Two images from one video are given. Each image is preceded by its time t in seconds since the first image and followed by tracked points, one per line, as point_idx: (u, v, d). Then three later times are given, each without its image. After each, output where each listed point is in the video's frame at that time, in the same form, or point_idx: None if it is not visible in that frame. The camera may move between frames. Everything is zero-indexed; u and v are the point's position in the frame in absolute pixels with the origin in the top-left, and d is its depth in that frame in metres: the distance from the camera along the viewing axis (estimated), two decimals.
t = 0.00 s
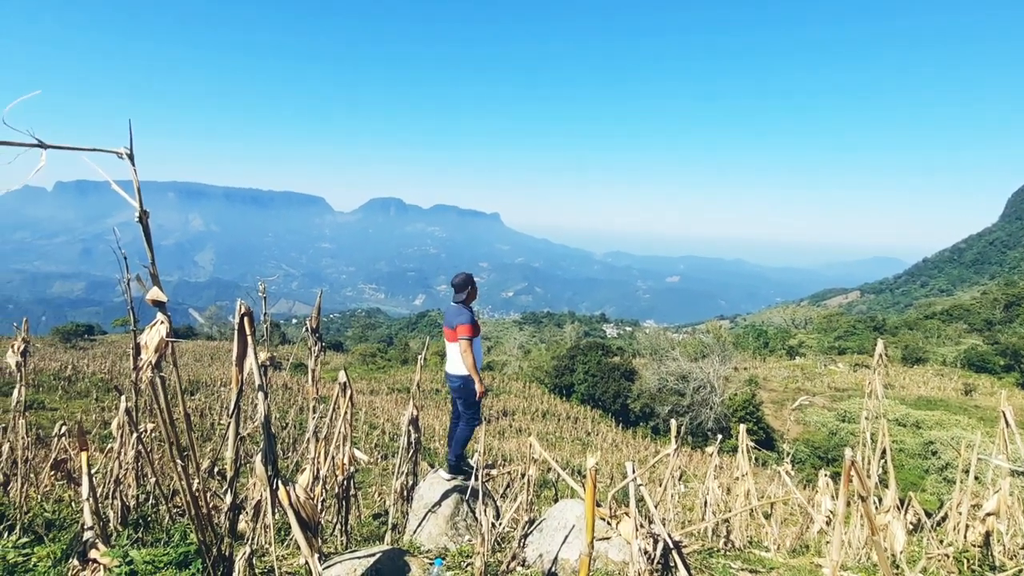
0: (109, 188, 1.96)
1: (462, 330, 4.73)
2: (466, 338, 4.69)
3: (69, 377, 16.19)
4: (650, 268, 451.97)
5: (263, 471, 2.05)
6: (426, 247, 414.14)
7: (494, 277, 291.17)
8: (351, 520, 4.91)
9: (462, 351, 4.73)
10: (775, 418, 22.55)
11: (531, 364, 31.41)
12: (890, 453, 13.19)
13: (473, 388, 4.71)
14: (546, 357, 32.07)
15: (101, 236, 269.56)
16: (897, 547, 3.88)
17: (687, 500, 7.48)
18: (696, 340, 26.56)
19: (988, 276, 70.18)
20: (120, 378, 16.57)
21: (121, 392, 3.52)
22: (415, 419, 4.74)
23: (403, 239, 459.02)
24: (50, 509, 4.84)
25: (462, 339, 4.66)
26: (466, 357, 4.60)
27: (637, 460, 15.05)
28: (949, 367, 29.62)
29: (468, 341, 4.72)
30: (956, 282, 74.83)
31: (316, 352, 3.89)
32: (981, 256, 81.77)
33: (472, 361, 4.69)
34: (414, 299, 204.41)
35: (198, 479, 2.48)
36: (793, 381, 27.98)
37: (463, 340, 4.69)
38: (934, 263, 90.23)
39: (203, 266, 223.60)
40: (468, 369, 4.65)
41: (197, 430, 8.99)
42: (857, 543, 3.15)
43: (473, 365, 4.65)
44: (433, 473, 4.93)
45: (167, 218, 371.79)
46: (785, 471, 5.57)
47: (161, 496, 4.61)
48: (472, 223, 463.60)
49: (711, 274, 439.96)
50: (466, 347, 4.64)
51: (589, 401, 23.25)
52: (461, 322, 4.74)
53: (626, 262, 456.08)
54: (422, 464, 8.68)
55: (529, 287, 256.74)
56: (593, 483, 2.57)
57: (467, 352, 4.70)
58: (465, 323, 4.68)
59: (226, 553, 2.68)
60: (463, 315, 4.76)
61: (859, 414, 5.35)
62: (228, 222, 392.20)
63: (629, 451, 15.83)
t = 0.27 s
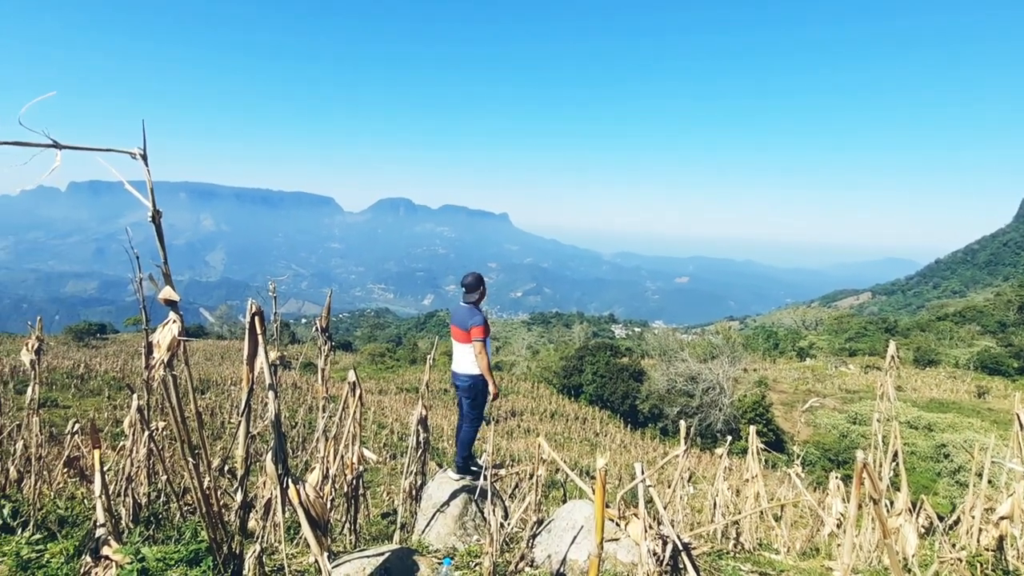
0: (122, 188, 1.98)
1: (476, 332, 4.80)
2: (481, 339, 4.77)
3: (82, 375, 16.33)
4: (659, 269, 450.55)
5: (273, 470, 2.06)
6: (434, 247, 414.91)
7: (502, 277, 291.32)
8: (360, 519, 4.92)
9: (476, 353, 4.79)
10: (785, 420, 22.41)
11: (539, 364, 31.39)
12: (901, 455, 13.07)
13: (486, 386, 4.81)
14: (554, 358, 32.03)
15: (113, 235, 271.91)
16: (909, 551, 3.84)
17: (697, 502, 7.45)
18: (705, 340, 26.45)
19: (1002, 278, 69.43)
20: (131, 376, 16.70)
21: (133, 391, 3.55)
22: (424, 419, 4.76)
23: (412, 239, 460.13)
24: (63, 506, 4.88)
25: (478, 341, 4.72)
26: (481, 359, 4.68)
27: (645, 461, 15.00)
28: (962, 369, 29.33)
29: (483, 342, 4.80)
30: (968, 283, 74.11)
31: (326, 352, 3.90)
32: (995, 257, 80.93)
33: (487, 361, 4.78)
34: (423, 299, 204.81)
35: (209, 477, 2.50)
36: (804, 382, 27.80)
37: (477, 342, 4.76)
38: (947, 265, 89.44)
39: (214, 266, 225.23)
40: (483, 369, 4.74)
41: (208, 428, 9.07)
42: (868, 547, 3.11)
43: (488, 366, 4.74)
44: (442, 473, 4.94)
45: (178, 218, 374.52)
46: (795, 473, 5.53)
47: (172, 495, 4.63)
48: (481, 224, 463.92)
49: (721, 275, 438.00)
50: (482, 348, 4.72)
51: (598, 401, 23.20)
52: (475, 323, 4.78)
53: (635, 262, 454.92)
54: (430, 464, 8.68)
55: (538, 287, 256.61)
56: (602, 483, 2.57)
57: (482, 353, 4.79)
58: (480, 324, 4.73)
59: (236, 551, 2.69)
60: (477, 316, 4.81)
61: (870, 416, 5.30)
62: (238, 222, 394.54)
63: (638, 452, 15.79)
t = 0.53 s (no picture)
0: (136, 189, 2.00)
1: (490, 334, 4.80)
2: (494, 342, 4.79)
3: (94, 374, 16.48)
4: (668, 269, 449.01)
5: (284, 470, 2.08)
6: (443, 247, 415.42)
7: (511, 278, 291.33)
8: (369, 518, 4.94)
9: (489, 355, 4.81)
10: (795, 421, 22.26)
11: (548, 365, 31.32)
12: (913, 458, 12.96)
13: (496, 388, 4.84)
14: (563, 358, 31.96)
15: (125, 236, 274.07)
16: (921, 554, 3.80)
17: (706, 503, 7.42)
18: (715, 342, 26.31)
19: (1016, 279, 68.64)
20: (142, 375, 16.83)
21: (145, 389, 3.59)
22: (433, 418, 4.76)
23: (421, 239, 461.05)
24: (76, 503, 4.92)
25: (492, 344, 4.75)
26: (495, 360, 4.71)
27: (654, 462, 14.95)
28: (974, 371, 29.03)
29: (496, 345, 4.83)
30: (982, 284, 73.33)
31: (335, 352, 3.91)
32: (1009, 257, 80.04)
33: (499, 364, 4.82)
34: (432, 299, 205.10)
35: (220, 475, 2.52)
36: (814, 384, 27.59)
37: (491, 344, 4.78)
38: (961, 266, 88.55)
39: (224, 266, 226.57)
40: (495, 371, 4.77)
41: (218, 427, 9.12)
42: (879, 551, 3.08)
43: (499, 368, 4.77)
44: (451, 473, 4.96)
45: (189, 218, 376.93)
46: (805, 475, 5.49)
47: (183, 492, 4.66)
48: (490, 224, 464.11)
49: (730, 275, 435.95)
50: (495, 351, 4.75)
51: (606, 402, 23.13)
52: (489, 325, 4.80)
53: (644, 263, 453.58)
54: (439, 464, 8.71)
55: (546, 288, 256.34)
56: (613, 483, 2.56)
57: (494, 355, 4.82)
58: (494, 327, 4.74)
59: (246, 549, 2.72)
60: (491, 318, 4.82)
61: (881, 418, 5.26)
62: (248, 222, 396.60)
63: (647, 453, 15.74)
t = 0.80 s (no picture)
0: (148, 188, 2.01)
1: (505, 334, 4.82)
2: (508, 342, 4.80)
3: (107, 373, 16.66)
4: (678, 270, 447.53)
5: (293, 469, 2.09)
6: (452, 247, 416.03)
7: (520, 278, 291.10)
8: (378, 518, 4.96)
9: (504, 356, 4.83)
10: (805, 423, 22.13)
11: (557, 365, 31.29)
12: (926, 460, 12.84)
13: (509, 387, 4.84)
14: (572, 359, 31.91)
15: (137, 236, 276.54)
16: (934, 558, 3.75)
17: (717, 505, 7.40)
18: (725, 342, 26.19)
19: None
20: (155, 374, 16.98)
21: (157, 388, 3.62)
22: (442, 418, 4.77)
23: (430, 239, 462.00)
24: (88, 500, 4.98)
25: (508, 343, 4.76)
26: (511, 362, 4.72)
27: (663, 463, 14.91)
28: (988, 373, 28.73)
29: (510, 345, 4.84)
30: (996, 286, 72.60)
31: (345, 351, 3.92)
32: None
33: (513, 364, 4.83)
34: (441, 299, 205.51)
35: (231, 473, 2.53)
36: (825, 386, 27.39)
37: (507, 345, 4.80)
38: (974, 267, 87.64)
39: (235, 266, 228.05)
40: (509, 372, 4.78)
41: (229, 426, 9.19)
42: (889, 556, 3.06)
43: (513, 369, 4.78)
44: (460, 473, 4.97)
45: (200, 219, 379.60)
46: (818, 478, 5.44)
47: (194, 491, 4.70)
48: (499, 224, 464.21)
49: (741, 276, 433.80)
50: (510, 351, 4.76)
51: (615, 403, 23.07)
52: (504, 326, 4.81)
53: (654, 264, 452.21)
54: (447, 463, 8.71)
55: (555, 288, 256.17)
56: (624, 483, 2.55)
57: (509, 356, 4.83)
58: (511, 327, 4.75)
59: (257, 547, 2.74)
60: (505, 318, 4.83)
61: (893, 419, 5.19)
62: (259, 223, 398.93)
63: (656, 454, 15.69)
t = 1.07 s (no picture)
0: (161, 186, 2.02)
1: (518, 335, 4.87)
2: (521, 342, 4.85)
3: (120, 371, 16.81)
4: (688, 271, 445.73)
5: (303, 467, 2.09)
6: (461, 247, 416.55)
7: (529, 278, 291.04)
8: (387, 516, 4.97)
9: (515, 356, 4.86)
10: (816, 426, 21.97)
11: (566, 366, 31.24)
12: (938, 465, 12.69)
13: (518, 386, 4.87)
14: (581, 360, 31.85)
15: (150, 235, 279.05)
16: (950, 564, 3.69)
17: (727, 508, 7.35)
18: (735, 344, 26.07)
19: None
20: (167, 372, 17.12)
21: (169, 385, 3.65)
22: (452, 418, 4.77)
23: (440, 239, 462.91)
24: (101, 497, 5.02)
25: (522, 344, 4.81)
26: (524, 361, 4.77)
27: (672, 465, 14.84)
28: (1003, 376, 28.40)
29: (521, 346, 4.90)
30: (1011, 288, 71.77)
31: (355, 350, 3.94)
32: None
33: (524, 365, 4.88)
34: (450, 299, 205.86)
35: (241, 470, 2.54)
36: (836, 388, 27.17)
37: (520, 345, 4.85)
38: (989, 269, 86.67)
39: (246, 265, 229.55)
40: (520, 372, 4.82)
41: (240, 424, 9.26)
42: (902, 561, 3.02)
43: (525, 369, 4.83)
44: (470, 472, 4.96)
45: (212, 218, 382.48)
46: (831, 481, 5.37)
47: (205, 488, 4.73)
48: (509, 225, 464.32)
49: (751, 277, 431.45)
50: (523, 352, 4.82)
51: (624, 404, 22.99)
52: (517, 327, 4.85)
53: (664, 264, 450.68)
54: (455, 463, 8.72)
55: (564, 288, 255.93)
56: (634, 484, 2.53)
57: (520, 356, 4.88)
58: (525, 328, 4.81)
59: (267, 545, 2.74)
60: (519, 319, 4.87)
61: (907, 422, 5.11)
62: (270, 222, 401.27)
63: (665, 456, 15.64)
